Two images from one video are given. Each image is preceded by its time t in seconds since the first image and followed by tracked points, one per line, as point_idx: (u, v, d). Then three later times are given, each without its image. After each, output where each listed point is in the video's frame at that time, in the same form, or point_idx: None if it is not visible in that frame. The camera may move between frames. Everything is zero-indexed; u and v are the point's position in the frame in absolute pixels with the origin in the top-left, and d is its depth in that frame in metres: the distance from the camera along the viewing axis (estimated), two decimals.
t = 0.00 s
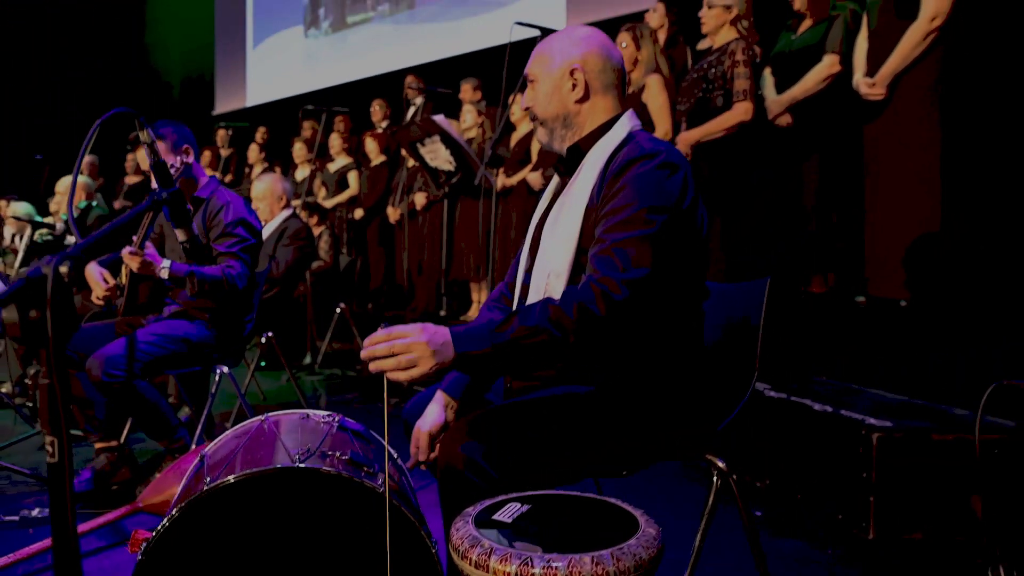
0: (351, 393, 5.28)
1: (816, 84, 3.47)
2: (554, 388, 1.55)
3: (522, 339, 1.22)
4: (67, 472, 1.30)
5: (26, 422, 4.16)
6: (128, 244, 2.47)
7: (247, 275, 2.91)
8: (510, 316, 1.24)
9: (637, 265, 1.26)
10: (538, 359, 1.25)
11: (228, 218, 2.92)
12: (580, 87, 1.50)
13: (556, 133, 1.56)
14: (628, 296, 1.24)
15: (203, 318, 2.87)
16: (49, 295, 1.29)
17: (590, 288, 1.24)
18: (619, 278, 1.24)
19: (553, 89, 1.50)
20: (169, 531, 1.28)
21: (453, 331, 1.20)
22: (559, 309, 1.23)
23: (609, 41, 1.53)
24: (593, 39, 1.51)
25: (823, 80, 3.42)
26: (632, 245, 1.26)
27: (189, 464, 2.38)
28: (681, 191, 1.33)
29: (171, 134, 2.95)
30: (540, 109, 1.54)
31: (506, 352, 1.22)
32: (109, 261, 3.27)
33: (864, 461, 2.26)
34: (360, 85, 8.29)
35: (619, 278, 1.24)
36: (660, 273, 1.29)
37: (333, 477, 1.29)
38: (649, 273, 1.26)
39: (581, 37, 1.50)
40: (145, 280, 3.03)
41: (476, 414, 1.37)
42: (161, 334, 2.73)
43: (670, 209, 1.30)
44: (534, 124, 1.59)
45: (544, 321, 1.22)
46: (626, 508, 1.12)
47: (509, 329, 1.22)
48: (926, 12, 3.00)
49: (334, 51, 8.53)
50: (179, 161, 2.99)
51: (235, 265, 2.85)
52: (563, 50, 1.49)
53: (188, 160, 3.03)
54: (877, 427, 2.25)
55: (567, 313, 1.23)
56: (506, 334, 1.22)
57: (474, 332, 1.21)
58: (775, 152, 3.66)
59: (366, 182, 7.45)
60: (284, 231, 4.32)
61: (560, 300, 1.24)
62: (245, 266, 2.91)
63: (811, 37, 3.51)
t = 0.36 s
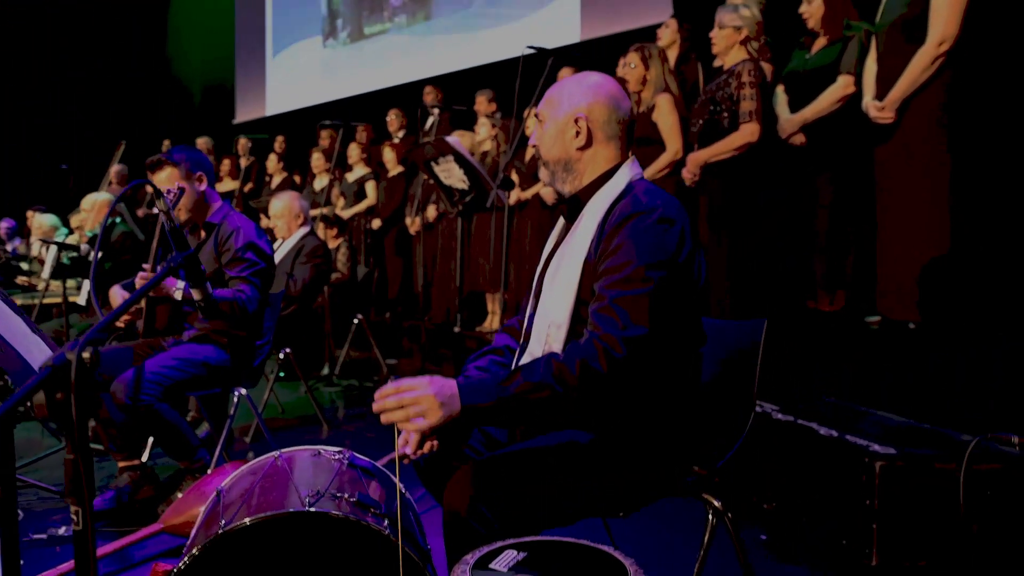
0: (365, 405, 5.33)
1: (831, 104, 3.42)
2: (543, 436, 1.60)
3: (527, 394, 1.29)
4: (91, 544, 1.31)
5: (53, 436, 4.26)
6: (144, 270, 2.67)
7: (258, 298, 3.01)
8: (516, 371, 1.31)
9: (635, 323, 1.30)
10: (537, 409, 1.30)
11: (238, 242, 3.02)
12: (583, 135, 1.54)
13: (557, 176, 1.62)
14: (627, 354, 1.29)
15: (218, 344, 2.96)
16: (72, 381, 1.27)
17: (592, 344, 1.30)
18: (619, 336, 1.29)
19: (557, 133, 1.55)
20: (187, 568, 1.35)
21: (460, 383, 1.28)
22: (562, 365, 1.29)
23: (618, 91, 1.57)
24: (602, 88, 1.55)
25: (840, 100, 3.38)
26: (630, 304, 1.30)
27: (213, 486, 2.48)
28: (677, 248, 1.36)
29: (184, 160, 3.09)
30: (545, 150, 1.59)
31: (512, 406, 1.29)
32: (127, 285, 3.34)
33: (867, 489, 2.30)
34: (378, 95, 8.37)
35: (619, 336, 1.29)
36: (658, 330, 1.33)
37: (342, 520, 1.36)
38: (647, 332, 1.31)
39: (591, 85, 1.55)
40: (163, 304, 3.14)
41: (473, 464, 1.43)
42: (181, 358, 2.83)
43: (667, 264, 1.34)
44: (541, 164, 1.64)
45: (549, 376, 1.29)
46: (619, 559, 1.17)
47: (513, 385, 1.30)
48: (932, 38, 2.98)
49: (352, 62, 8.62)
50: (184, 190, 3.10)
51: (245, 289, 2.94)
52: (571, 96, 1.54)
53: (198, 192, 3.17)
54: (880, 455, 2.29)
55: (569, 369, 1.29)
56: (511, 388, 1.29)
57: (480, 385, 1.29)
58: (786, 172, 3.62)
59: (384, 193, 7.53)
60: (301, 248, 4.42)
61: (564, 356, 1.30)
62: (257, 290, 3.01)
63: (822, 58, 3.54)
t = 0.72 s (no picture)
0: (406, 415, 5.38)
1: (873, 119, 3.40)
2: (564, 472, 1.63)
3: (546, 439, 1.31)
4: None
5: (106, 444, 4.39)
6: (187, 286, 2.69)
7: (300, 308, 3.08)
8: (536, 415, 1.33)
9: (654, 367, 1.31)
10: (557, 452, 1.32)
11: (277, 253, 3.10)
12: (604, 173, 1.57)
13: (580, 212, 1.65)
14: (645, 398, 1.30)
15: (262, 350, 3.05)
16: (105, 443, 1.19)
17: (611, 389, 1.31)
18: (637, 380, 1.30)
19: (579, 171, 1.59)
20: None
21: (483, 425, 1.32)
22: (582, 410, 1.31)
23: (641, 129, 1.59)
24: (624, 127, 1.57)
25: (880, 115, 3.36)
26: (648, 346, 1.32)
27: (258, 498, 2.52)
28: (698, 286, 1.38)
29: (231, 178, 3.15)
30: (568, 187, 1.63)
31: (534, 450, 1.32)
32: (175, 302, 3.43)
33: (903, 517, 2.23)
34: (420, 103, 8.44)
35: (637, 380, 1.30)
36: (678, 374, 1.34)
37: (368, 555, 1.40)
38: (665, 376, 1.32)
39: (613, 124, 1.57)
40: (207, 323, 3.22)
41: (491, 503, 1.47)
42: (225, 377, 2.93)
43: (685, 305, 1.35)
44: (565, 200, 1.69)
45: (569, 422, 1.31)
46: None
47: (534, 428, 1.32)
48: (979, 49, 2.89)
49: (395, 69, 8.69)
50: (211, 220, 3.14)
51: (288, 298, 3.02)
52: (593, 134, 1.58)
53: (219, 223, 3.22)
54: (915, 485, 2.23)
55: (588, 414, 1.31)
56: (532, 432, 1.31)
57: (501, 428, 1.32)
58: (830, 190, 3.64)
59: (426, 201, 7.56)
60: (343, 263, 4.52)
61: (584, 402, 1.33)
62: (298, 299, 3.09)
63: (867, 70, 3.50)
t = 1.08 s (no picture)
0: (468, 418, 5.42)
1: (944, 117, 3.22)
2: (594, 497, 1.62)
3: (572, 466, 1.32)
4: None
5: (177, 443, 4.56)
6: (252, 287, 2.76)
7: (361, 321, 3.17)
8: (563, 442, 1.34)
9: (683, 396, 1.31)
10: (583, 477, 1.33)
11: (342, 267, 3.17)
12: (642, 194, 1.55)
13: (616, 232, 1.63)
14: (673, 427, 1.29)
15: (323, 359, 3.12)
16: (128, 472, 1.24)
17: (639, 418, 1.31)
18: (666, 410, 1.29)
19: (617, 191, 1.57)
20: None
21: (509, 449, 1.33)
22: (608, 439, 1.32)
23: (681, 148, 1.57)
24: (664, 146, 1.55)
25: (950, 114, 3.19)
26: (678, 374, 1.31)
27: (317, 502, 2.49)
28: (730, 312, 1.37)
29: (291, 196, 3.21)
30: (605, 206, 1.62)
31: (561, 475, 1.33)
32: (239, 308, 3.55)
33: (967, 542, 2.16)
34: (486, 106, 8.48)
35: (665, 410, 1.30)
36: (708, 403, 1.33)
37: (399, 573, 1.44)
38: (695, 406, 1.30)
39: (652, 143, 1.55)
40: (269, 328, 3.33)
41: (522, 526, 1.52)
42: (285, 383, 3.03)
43: (715, 332, 1.34)
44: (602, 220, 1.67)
45: (594, 449, 1.32)
46: None
47: (560, 454, 1.33)
48: None
49: (461, 74, 8.76)
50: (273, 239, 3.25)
51: (351, 311, 3.11)
52: (632, 153, 1.56)
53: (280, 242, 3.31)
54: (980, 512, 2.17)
55: (615, 442, 1.31)
56: (558, 459, 1.32)
57: (528, 454, 1.33)
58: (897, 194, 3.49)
59: (492, 204, 7.61)
60: (404, 270, 4.58)
61: (611, 430, 1.33)
62: (360, 313, 3.17)
63: (934, 70, 3.33)
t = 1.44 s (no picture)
0: (539, 422, 5.44)
1: None
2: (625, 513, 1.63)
3: (604, 481, 1.34)
4: None
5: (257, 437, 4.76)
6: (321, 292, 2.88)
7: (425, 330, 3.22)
8: (596, 457, 1.36)
9: (718, 417, 1.29)
10: (614, 494, 1.34)
11: (409, 277, 3.21)
12: (681, 210, 1.54)
13: (657, 249, 1.61)
14: (706, 448, 1.28)
15: (388, 363, 3.19)
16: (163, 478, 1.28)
17: (673, 437, 1.31)
18: (699, 430, 1.29)
19: (655, 208, 1.56)
20: None
21: (543, 462, 1.36)
22: (642, 456, 1.32)
23: (720, 162, 1.55)
24: (702, 160, 1.54)
25: None
26: (712, 395, 1.30)
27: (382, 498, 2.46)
28: (768, 330, 1.35)
29: (363, 204, 3.23)
30: (644, 223, 1.60)
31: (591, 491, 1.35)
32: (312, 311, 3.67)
33: None
34: (562, 110, 8.45)
35: (699, 429, 1.29)
36: (744, 423, 1.31)
37: None
38: (730, 427, 1.29)
39: (689, 158, 1.54)
40: (338, 333, 3.45)
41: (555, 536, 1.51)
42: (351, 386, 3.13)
43: (752, 351, 1.33)
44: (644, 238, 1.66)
45: (627, 466, 1.33)
46: None
47: (593, 470, 1.35)
48: None
49: (538, 78, 8.75)
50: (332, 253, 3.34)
51: (416, 320, 3.17)
52: (669, 170, 1.55)
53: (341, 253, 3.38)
54: None
55: (647, 459, 1.32)
56: (590, 474, 1.34)
57: (559, 469, 1.36)
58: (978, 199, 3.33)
59: (568, 208, 7.63)
60: (473, 275, 4.67)
61: (644, 447, 1.34)
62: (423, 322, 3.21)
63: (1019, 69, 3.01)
